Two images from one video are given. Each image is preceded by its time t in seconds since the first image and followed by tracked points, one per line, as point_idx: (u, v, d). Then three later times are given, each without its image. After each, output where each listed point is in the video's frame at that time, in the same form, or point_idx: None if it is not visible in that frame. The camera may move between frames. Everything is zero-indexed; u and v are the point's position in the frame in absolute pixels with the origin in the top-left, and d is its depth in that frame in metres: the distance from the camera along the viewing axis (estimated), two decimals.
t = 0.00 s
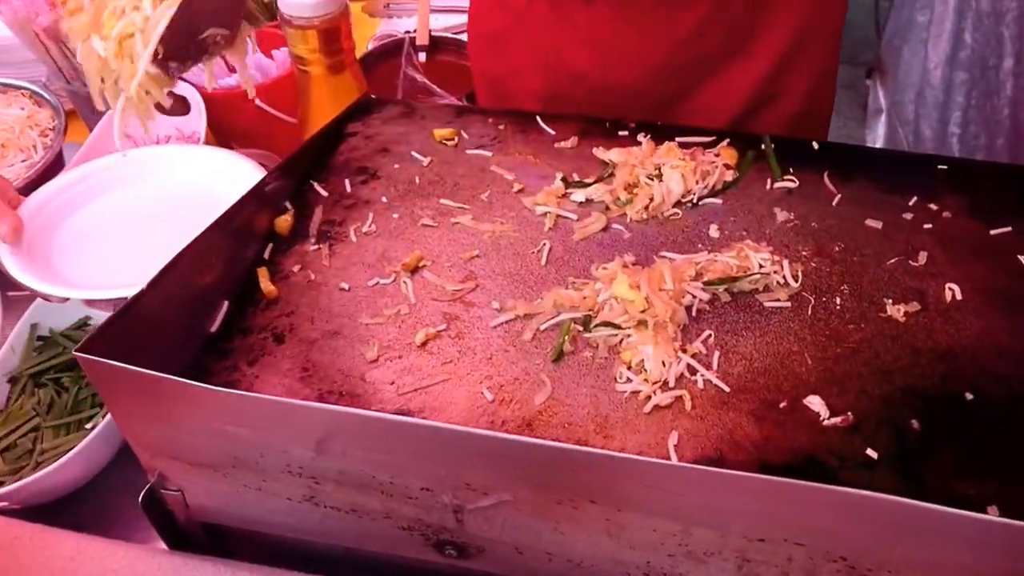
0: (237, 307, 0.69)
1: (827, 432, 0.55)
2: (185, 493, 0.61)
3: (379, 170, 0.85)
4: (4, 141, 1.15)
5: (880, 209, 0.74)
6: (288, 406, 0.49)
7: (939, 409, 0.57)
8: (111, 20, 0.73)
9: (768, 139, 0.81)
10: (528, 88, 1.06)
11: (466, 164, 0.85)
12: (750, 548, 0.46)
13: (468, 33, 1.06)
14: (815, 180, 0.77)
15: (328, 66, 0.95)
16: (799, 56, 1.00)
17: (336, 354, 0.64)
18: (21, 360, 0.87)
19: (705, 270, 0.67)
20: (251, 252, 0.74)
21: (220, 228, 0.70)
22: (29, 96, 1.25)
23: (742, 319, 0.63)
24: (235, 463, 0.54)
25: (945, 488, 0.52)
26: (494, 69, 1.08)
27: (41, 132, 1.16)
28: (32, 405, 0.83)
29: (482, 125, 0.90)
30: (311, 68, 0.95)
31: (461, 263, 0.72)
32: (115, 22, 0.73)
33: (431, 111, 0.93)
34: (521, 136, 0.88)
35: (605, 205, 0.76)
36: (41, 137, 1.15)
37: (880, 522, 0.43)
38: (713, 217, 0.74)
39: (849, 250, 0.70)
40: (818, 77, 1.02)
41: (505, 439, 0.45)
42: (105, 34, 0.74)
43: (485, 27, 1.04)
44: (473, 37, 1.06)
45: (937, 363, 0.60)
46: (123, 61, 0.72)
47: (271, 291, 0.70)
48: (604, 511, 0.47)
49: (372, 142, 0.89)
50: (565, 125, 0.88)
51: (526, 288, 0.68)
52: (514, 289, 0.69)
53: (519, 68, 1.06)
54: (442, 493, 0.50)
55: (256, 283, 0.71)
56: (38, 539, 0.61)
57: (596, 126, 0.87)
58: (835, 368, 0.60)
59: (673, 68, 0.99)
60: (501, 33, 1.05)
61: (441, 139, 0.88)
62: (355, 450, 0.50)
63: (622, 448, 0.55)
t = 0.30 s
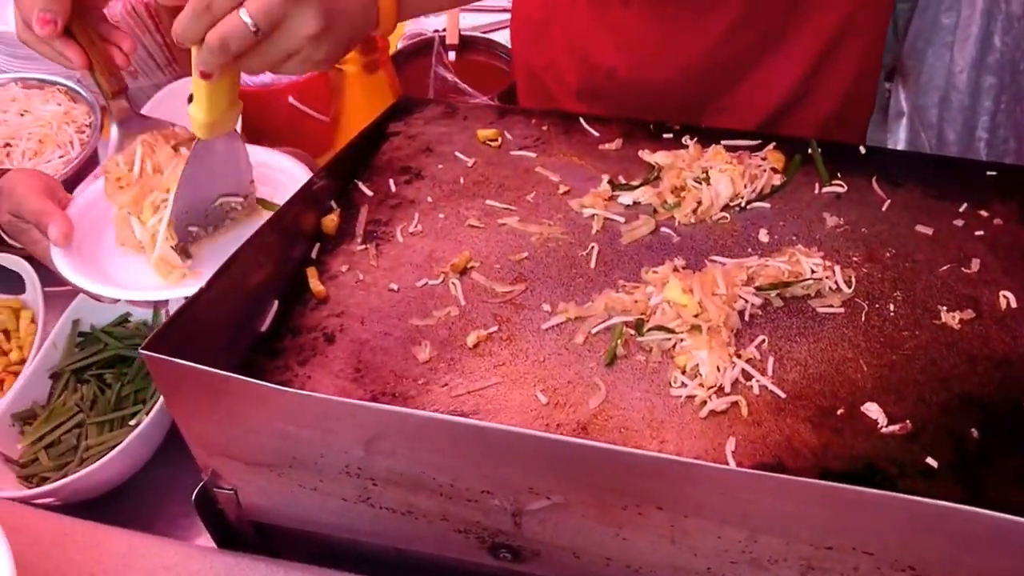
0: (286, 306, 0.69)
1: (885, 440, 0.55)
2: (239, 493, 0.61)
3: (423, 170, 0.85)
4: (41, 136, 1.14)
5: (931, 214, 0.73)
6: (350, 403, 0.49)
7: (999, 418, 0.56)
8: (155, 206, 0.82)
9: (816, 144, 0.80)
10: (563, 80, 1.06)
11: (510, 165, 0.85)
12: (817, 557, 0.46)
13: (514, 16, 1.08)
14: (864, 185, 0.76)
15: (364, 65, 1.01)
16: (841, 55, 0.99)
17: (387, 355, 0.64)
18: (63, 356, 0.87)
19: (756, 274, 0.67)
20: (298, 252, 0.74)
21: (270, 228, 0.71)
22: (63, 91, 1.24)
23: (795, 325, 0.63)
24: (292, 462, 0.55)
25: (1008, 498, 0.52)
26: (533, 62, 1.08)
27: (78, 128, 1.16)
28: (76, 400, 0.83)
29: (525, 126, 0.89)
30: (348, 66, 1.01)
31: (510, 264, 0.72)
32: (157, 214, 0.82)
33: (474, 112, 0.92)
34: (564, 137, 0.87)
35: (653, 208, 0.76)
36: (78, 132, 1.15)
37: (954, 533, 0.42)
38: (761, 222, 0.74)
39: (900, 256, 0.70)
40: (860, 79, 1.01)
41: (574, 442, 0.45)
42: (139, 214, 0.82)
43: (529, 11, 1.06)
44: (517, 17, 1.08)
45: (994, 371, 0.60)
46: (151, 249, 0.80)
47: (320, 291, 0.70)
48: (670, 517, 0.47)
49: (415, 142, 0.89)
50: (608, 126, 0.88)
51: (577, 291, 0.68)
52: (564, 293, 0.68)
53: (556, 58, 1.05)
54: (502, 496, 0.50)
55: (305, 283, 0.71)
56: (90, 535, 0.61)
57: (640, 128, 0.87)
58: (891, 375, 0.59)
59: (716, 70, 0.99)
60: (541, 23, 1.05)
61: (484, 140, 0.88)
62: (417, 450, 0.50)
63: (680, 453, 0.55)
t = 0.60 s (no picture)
0: (335, 306, 0.69)
1: (945, 450, 0.55)
2: (291, 492, 0.61)
3: (467, 171, 0.85)
4: (78, 133, 1.14)
5: (982, 223, 0.72)
6: (412, 403, 0.49)
7: None
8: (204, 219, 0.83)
9: (862, 148, 0.80)
10: (594, 80, 1.04)
11: (554, 168, 0.84)
12: (885, 566, 0.46)
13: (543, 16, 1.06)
14: (912, 192, 0.76)
15: (399, 63, 0.97)
16: (883, 59, 0.98)
17: (438, 356, 0.64)
18: (104, 351, 0.88)
19: (808, 280, 0.67)
20: (345, 251, 0.74)
21: (318, 228, 0.70)
22: (98, 88, 1.24)
23: (849, 332, 0.63)
24: (349, 463, 0.55)
25: None
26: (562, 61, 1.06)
27: (114, 124, 1.16)
28: (118, 397, 0.83)
29: (567, 129, 0.89)
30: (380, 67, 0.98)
31: (558, 266, 0.72)
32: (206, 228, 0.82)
33: (517, 113, 0.91)
34: (608, 139, 0.87)
35: (700, 213, 0.76)
36: (115, 129, 1.15)
37: None
38: (810, 228, 0.74)
39: (952, 264, 0.69)
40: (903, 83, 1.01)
41: (644, 447, 0.45)
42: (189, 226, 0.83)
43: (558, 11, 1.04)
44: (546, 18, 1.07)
45: None
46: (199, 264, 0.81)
47: (369, 291, 0.70)
48: (736, 524, 0.47)
49: (457, 143, 0.88)
50: (652, 129, 0.87)
51: (626, 295, 0.68)
52: (614, 296, 0.68)
53: (587, 56, 1.04)
54: (563, 500, 0.51)
55: (353, 283, 0.71)
56: (145, 532, 0.62)
57: (684, 132, 0.86)
58: (947, 384, 0.59)
59: (760, 75, 0.98)
60: (571, 23, 1.03)
61: (527, 142, 0.88)
62: (477, 453, 0.50)
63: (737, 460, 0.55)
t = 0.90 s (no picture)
0: (383, 307, 0.69)
1: (1003, 460, 0.54)
2: (342, 492, 0.61)
3: (510, 173, 0.85)
4: (119, 133, 1.15)
5: None
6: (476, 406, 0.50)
7: None
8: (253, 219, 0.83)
9: (907, 154, 0.79)
10: (626, 86, 1.04)
11: (598, 171, 0.84)
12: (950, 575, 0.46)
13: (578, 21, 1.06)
14: (960, 200, 0.75)
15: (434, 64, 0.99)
16: (925, 62, 0.96)
17: (488, 358, 0.64)
18: (148, 350, 0.89)
19: (858, 287, 0.66)
20: (392, 252, 0.74)
21: (365, 232, 0.70)
22: (135, 90, 1.25)
23: (901, 340, 0.62)
24: (404, 465, 0.55)
25: None
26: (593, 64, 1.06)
27: (154, 125, 1.17)
28: (162, 394, 0.84)
29: (609, 131, 0.88)
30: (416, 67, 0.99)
31: (605, 270, 0.72)
32: (253, 228, 0.83)
33: (558, 116, 0.91)
34: (650, 141, 0.86)
35: (746, 218, 0.76)
36: (154, 130, 1.16)
37: None
38: (858, 234, 0.73)
39: (1003, 272, 0.69)
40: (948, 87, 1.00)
41: (713, 453, 0.45)
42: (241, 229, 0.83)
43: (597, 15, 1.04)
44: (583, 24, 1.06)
45: None
46: (244, 261, 0.81)
47: (418, 293, 0.70)
48: (799, 532, 0.47)
49: (499, 146, 0.88)
50: (694, 134, 0.86)
51: (675, 300, 0.68)
52: (662, 301, 0.68)
53: (619, 63, 1.03)
54: (624, 504, 0.51)
55: (401, 286, 0.72)
56: (198, 530, 0.63)
57: (726, 136, 0.85)
58: (1003, 394, 0.58)
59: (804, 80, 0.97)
60: (605, 27, 1.03)
61: (569, 145, 0.87)
62: (535, 453, 0.51)
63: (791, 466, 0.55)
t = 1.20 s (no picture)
0: (429, 310, 0.69)
1: None
2: (390, 493, 0.61)
3: (553, 177, 0.84)
4: (160, 134, 1.16)
5: None
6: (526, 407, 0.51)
7: None
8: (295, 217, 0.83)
9: (955, 160, 0.78)
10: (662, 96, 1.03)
11: (642, 176, 0.83)
12: None
13: (604, 33, 1.05)
14: (1010, 208, 0.74)
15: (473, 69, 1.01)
16: (969, 69, 0.95)
17: (536, 361, 0.64)
18: (189, 349, 0.90)
19: (909, 294, 0.66)
20: (437, 255, 0.74)
21: (412, 234, 0.71)
22: (174, 91, 1.26)
23: (954, 348, 0.62)
24: (455, 467, 0.56)
25: None
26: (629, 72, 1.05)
27: (194, 126, 1.18)
28: (205, 393, 0.85)
29: (652, 136, 0.88)
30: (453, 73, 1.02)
31: (651, 275, 0.72)
32: (295, 226, 0.83)
33: (600, 120, 0.91)
34: (694, 145, 0.86)
35: (792, 223, 0.75)
36: (194, 130, 1.17)
37: None
38: (907, 241, 0.73)
39: None
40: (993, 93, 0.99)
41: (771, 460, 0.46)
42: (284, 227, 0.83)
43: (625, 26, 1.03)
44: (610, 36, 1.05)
45: None
46: (287, 258, 0.81)
47: (464, 296, 0.70)
48: (859, 541, 0.48)
49: (542, 149, 0.88)
50: (739, 139, 0.86)
51: (723, 306, 0.68)
52: (710, 306, 0.68)
53: (654, 72, 1.03)
54: (679, 509, 0.52)
55: (447, 288, 0.72)
56: (247, 529, 0.64)
57: (770, 141, 0.85)
58: None
59: (846, 84, 0.96)
60: (636, 36, 1.02)
61: (612, 149, 0.87)
62: (588, 457, 0.51)
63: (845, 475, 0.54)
